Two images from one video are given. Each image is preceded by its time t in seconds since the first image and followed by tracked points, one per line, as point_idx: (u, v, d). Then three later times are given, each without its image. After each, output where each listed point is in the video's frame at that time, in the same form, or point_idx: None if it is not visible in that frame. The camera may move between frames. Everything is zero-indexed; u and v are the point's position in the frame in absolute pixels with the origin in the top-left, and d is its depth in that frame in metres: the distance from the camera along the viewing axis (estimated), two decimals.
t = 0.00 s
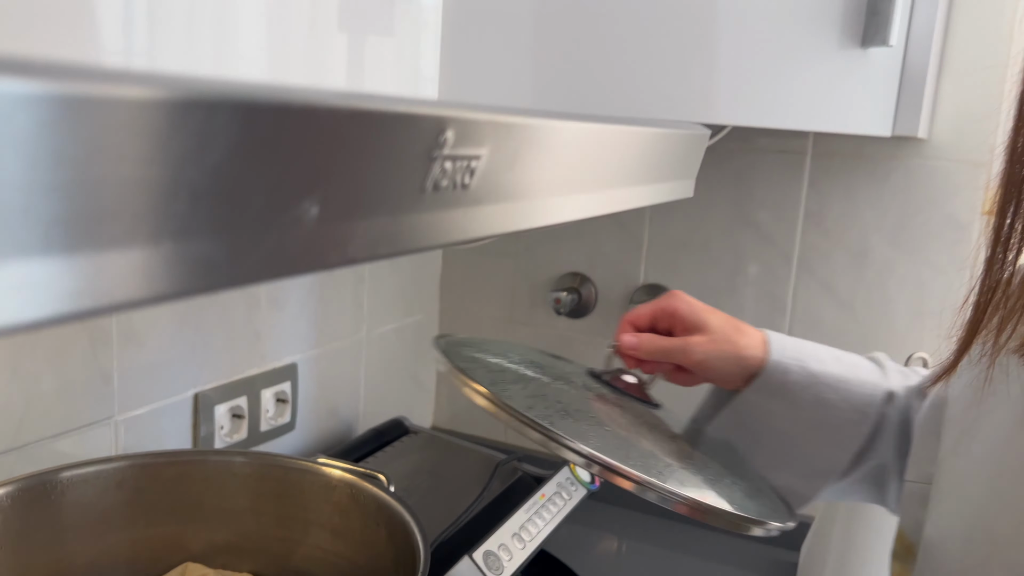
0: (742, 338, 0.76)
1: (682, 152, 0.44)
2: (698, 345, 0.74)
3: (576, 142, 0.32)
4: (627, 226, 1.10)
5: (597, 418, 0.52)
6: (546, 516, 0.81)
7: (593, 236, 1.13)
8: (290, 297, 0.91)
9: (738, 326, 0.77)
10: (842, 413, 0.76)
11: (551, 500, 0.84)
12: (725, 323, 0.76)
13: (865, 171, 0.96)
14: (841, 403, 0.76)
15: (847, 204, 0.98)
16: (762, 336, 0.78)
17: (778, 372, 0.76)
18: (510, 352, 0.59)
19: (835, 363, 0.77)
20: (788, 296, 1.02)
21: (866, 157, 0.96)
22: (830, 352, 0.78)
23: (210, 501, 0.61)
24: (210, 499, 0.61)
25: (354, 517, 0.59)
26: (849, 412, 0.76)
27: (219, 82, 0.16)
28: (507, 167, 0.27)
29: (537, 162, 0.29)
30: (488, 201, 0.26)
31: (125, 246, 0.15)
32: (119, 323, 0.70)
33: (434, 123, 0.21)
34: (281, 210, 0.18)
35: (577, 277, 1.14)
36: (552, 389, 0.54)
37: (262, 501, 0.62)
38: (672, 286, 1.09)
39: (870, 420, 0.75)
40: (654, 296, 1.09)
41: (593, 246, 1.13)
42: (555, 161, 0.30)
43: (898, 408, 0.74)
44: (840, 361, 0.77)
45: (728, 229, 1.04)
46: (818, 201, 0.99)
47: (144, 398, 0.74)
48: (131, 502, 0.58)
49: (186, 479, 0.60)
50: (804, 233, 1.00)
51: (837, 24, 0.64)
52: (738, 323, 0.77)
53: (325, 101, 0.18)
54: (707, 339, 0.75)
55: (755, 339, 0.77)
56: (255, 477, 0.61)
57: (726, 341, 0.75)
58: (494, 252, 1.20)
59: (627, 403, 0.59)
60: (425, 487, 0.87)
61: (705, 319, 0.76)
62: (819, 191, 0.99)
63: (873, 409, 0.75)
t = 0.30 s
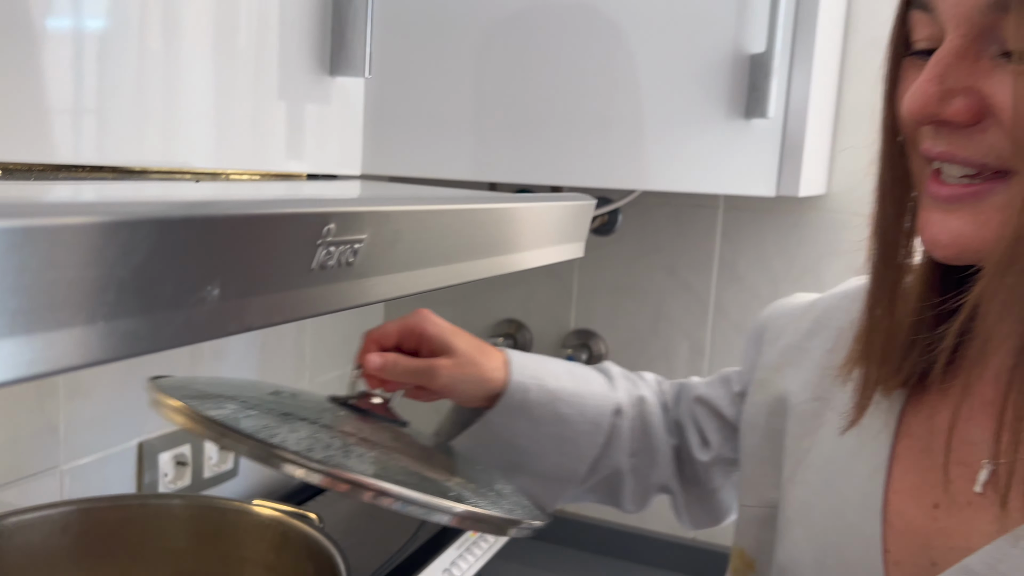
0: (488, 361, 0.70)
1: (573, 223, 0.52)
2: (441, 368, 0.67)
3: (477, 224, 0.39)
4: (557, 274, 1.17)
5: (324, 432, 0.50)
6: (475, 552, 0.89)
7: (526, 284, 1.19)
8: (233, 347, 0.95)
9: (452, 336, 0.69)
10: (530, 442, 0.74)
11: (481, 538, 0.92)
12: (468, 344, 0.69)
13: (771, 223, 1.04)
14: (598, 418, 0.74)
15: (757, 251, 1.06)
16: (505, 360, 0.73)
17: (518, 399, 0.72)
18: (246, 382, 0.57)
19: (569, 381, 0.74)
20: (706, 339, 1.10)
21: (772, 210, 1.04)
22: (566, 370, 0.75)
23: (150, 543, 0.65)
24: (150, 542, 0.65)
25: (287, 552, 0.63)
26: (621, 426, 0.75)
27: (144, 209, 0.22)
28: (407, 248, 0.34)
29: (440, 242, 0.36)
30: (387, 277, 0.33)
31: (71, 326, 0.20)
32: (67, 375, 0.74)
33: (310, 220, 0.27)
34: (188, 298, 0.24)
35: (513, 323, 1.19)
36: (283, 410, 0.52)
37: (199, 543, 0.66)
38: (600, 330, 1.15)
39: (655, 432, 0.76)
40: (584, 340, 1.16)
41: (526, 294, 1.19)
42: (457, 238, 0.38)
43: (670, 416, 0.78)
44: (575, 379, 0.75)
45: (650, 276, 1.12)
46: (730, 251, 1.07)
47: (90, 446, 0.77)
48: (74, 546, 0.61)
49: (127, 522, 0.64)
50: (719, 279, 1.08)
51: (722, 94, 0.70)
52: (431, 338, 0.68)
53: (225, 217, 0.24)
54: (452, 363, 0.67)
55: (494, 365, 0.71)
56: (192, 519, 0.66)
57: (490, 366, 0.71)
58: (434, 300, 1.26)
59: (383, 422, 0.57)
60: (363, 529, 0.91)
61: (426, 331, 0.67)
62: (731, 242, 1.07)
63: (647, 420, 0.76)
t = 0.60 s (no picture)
0: (270, 374, 0.60)
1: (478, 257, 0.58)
2: (213, 392, 0.55)
3: (386, 265, 0.45)
4: (493, 301, 1.23)
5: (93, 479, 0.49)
6: (410, 568, 0.92)
7: (464, 311, 1.24)
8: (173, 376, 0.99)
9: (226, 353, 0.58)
10: (318, 444, 0.65)
11: (416, 554, 0.95)
12: (246, 358, 0.58)
13: (687, 252, 1.14)
14: (395, 417, 0.67)
15: (676, 277, 1.15)
16: (291, 367, 0.62)
17: (305, 405, 0.62)
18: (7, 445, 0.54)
19: (361, 379, 0.66)
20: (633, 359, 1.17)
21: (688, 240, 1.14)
22: (357, 367, 0.66)
23: (88, 563, 0.68)
24: (88, 562, 0.68)
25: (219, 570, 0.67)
26: (420, 423, 0.69)
27: (68, 262, 0.26)
28: (316, 284, 0.39)
29: (351, 277, 0.42)
30: (295, 313, 0.38)
31: (39, 350, 0.25)
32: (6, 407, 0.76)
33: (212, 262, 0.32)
34: (101, 331, 0.27)
35: (452, 349, 1.24)
36: (50, 464, 0.50)
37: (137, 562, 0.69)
38: (535, 355, 1.22)
39: (468, 428, 0.71)
40: (520, 364, 1.21)
41: (464, 321, 1.25)
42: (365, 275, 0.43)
43: (485, 406, 0.72)
44: (365, 376, 0.66)
45: (580, 303, 1.20)
46: (652, 278, 1.16)
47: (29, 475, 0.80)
48: (14, 566, 0.65)
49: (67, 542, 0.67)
50: (642, 304, 1.16)
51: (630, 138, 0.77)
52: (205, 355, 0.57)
53: (136, 264, 0.28)
54: (232, 384, 0.56)
55: (277, 379, 0.60)
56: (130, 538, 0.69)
57: (279, 384, 0.61)
58: (375, 327, 1.30)
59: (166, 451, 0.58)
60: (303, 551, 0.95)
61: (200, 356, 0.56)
62: (653, 269, 1.16)
63: (454, 415, 0.70)
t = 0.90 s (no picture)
0: (146, 408, 0.53)
1: (422, 269, 0.62)
2: (90, 440, 0.49)
3: (333, 275, 0.49)
4: (446, 312, 1.27)
5: None
6: (365, 571, 0.94)
7: (417, 323, 1.28)
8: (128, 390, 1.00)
9: (93, 394, 0.51)
10: (206, 470, 0.59)
11: (369, 559, 0.97)
12: (118, 395, 0.51)
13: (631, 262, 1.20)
14: (286, 434, 0.63)
15: (620, 287, 1.20)
16: (166, 397, 0.56)
17: (186, 434, 0.56)
18: None
19: (244, 399, 0.60)
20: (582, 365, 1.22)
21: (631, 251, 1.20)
22: (239, 387, 0.60)
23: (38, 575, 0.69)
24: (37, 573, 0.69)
25: None
26: (314, 434, 0.65)
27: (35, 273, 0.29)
28: (264, 296, 0.43)
29: (300, 287, 0.46)
30: (241, 322, 0.42)
31: (24, 351, 0.29)
32: None
33: (165, 277, 0.35)
34: (76, 334, 0.31)
35: (407, 359, 1.28)
36: None
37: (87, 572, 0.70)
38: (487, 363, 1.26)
39: (374, 431, 0.69)
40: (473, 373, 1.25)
41: (418, 332, 1.28)
42: (313, 286, 0.47)
43: (388, 406, 0.72)
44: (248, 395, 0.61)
45: (531, 312, 1.24)
46: (599, 287, 1.21)
47: None
48: None
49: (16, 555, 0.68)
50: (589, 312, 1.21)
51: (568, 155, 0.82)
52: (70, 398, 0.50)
53: (109, 276, 0.32)
54: (111, 428, 0.50)
55: (154, 411, 0.54)
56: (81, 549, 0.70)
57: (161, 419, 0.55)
58: (330, 340, 1.32)
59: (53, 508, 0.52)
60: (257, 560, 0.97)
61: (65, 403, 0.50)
62: (599, 279, 1.21)
63: (357, 418, 0.69)
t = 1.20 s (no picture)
0: (71, 444, 0.53)
1: (375, 277, 0.64)
2: (9, 481, 0.49)
3: (287, 284, 0.51)
4: (403, 316, 1.28)
5: None
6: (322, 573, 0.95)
7: (374, 327, 1.29)
8: (82, 398, 0.99)
9: (15, 435, 0.51)
10: (142, 502, 0.59)
11: (326, 561, 0.98)
12: (38, 436, 0.52)
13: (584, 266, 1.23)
14: (223, 459, 0.63)
15: (574, 290, 1.23)
16: (93, 433, 0.56)
17: (117, 468, 0.56)
18: None
19: (176, 427, 0.60)
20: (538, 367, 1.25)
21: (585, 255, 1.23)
22: (170, 416, 0.60)
23: None
24: None
25: None
26: (256, 456, 0.66)
27: None
28: (218, 304, 0.45)
29: (254, 297, 0.48)
30: (194, 330, 0.43)
31: None
32: None
33: (116, 287, 0.36)
34: (31, 344, 0.32)
35: (365, 363, 1.29)
36: None
37: None
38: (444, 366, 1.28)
39: (320, 445, 0.70)
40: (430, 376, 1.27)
41: (375, 336, 1.29)
42: (268, 294, 0.49)
43: (338, 416, 0.73)
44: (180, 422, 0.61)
45: (487, 315, 1.26)
46: (553, 291, 1.24)
47: None
48: None
49: None
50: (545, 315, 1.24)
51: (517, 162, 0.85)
52: None
53: (64, 287, 0.34)
54: (31, 468, 0.50)
55: (80, 448, 0.54)
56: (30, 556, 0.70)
57: (88, 454, 0.54)
58: (287, 344, 1.33)
59: None
60: (213, 566, 0.97)
61: None
62: (553, 282, 1.24)
63: (302, 435, 0.69)
